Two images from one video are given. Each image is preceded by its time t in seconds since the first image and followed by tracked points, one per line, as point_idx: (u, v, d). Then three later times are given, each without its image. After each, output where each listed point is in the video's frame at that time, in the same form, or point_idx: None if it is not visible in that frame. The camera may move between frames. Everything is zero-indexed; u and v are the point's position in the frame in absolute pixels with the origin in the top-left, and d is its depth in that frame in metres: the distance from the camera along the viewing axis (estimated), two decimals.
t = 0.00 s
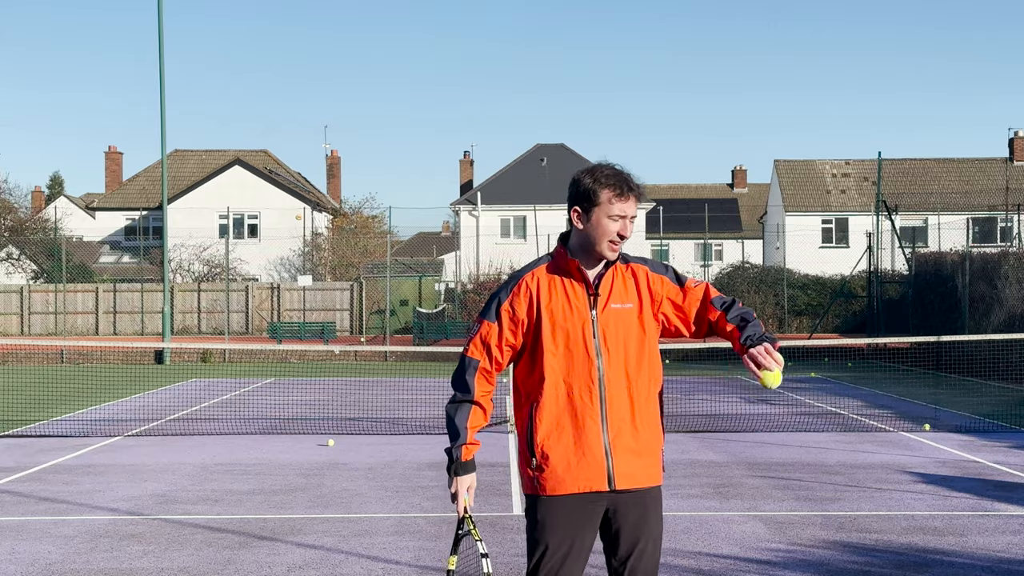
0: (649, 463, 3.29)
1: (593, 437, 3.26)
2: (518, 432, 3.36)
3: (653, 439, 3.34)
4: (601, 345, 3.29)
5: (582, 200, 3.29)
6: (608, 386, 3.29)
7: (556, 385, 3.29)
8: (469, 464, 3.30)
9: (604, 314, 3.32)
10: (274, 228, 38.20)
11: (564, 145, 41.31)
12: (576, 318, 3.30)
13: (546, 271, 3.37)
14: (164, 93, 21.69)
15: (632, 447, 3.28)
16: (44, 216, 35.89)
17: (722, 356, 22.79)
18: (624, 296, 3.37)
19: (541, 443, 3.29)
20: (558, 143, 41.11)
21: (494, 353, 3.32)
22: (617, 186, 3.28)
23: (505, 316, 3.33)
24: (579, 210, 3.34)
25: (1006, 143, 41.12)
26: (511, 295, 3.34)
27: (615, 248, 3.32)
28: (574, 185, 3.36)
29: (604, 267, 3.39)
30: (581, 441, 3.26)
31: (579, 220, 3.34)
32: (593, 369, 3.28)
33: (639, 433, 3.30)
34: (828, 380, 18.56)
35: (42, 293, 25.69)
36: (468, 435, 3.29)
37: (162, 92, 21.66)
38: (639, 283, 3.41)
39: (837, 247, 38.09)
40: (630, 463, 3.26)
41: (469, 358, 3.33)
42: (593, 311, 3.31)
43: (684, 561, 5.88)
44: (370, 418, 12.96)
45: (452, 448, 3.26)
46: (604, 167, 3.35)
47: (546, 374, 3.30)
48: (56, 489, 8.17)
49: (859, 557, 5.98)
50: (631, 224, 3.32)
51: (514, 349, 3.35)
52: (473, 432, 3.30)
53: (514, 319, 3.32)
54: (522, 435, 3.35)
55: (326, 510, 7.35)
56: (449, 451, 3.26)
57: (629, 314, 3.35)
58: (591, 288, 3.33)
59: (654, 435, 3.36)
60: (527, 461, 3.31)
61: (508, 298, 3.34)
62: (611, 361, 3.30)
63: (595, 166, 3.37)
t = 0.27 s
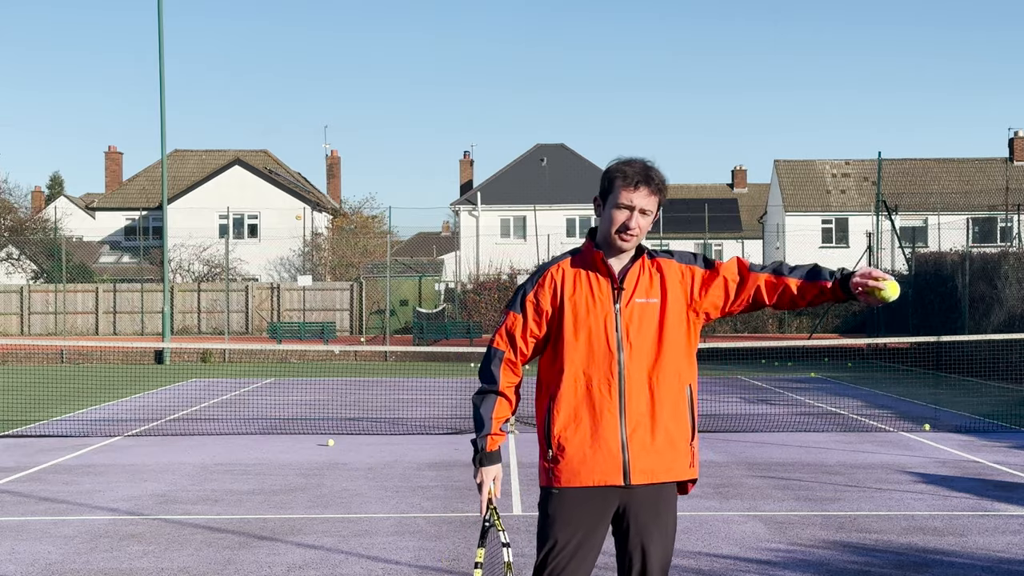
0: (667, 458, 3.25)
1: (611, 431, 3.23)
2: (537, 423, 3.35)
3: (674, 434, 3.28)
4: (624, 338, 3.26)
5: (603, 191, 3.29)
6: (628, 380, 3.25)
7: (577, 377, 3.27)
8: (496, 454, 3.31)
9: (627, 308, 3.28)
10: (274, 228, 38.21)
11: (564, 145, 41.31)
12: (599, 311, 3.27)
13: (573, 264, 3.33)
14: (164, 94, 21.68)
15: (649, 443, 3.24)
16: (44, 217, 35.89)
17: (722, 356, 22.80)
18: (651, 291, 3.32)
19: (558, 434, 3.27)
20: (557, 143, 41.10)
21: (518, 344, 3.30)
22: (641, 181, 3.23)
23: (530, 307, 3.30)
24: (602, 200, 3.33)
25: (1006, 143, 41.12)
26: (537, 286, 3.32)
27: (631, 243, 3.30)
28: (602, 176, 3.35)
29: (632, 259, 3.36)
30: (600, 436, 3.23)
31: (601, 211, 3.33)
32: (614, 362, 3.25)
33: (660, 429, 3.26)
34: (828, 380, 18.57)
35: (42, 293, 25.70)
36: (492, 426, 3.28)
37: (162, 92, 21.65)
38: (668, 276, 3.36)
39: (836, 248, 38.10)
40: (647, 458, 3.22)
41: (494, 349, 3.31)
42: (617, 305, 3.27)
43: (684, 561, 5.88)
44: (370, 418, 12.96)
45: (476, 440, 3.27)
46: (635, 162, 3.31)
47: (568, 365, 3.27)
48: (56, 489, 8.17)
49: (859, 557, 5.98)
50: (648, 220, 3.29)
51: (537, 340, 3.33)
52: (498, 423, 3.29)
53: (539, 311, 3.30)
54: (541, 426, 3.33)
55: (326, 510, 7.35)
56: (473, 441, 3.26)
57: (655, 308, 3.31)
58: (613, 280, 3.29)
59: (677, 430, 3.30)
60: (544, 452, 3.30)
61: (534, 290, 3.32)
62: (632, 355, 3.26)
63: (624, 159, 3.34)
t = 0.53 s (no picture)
0: (677, 457, 3.22)
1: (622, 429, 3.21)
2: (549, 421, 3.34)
3: (685, 433, 3.25)
4: (636, 336, 3.25)
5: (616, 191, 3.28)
6: (640, 378, 3.23)
7: (589, 375, 3.26)
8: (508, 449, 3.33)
9: (640, 306, 3.27)
10: (274, 228, 38.21)
11: (564, 145, 41.30)
12: (611, 309, 3.27)
13: (587, 263, 3.34)
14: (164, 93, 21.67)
15: (659, 441, 3.21)
16: (44, 217, 35.89)
17: (722, 356, 22.80)
18: (664, 290, 3.31)
19: (568, 432, 3.26)
20: (557, 143, 41.10)
21: (531, 342, 3.32)
22: (653, 181, 3.23)
23: (543, 305, 3.32)
24: (615, 200, 3.32)
25: (1005, 143, 41.12)
26: (551, 285, 3.33)
27: (644, 244, 3.27)
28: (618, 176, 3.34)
29: (648, 257, 3.36)
30: (610, 434, 3.21)
31: (615, 211, 3.33)
32: (625, 360, 3.23)
33: (671, 429, 3.24)
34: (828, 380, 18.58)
35: (42, 293, 25.71)
36: (503, 423, 3.30)
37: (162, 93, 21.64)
38: (684, 275, 3.34)
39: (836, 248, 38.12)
40: (657, 457, 3.20)
41: (508, 346, 3.33)
42: (629, 303, 3.26)
43: (684, 561, 5.88)
44: (370, 418, 12.96)
45: (488, 435, 3.29)
46: (646, 161, 3.30)
47: (579, 363, 3.27)
48: (56, 489, 8.17)
49: (859, 557, 5.98)
50: (662, 221, 3.28)
51: (550, 338, 3.34)
52: (510, 419, 3.31)
53: (552, 309, 3.31)
54: (552, 424, 3.33)
55: (326, 510, 7.35)
56: (484, 437, 3.29)
57: (670, 305, 3.29)
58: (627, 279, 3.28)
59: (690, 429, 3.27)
60: (555, 449, 3.29)
61: (547, 288, 3.33)
62: (645, 353, 3.25)
63: (638, 159, 3.33)
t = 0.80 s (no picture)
0: (681, 459, 3.22)
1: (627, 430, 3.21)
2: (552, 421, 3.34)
3: (688, 435, 3.26)
4: (642, 338, 3.24)
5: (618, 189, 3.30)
6: (643, 379, 3.23)
7: (593, 376, 3.26)
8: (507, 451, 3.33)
9: (644, 306, 3.27)
10: (274, 228, 38.22)
11: (564, 144, 41.30)
12: (615, 310, 3.26)
13: (590, 263, 3.34)
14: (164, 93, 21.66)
15: (662, 442, 3.21)
16: (44, 217, 35.88)
17: (722, 356, 22.80)
18: (668, 291, 3.31)
19: (572, 432, 3.26)
20: (557, 143, 41.09)
21: (534, 344, 3.32)
22: (652, 179, 3.24)
23: (546, 306, 3.32)
24: (616, 200, 3.33)
25: (1006, 143, 41.13)
26: (554, 285, 3.33)
27: (646, 242, 3.29)
28: (619, 176, 3.36)
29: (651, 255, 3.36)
30: (615, 434, 3.21)
31: (616, 211, 3.34)
32: (631, 361, 3.23)
33: (676, 430, 3.24)
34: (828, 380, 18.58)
35: (42, 293, 25.71)
36: (502, 425, 3.30)
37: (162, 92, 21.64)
38: (688, 277, 3.34)
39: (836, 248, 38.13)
40: (660, 458, 3.20)
41: (511, 347, 3.33)
42: (633, 304, 3.26)
43: (684, 562, 5.88)
44: (370, 418, 12.95)
45: (487, 436, 3.29)
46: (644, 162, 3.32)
47: (585, 364, 3.27)
48: (56, 489, 8.17)
49: (859, 557, 5.98)
50: (664, 218, 3.29)
51: (554, 340, 3.34)
52: (509, 419, 3.31)
53: (555, 310, 3.31)
54: (555, 424, 3.33)
55: (326, 510, 7.35)
56: (483, 438, 3.29)
57: (673, 307, 3.29)
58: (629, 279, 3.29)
59: (693, 429, 3.27)
60: (558, 450, 3.29)
61: (550, 289, 3.33)
62: (649, 354, 3.25)
63: (639, 159, 3.34)
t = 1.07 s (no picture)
0: (669, 459, 3.21)
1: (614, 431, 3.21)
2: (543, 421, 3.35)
3: (678, 435, 3.25)
4: (631, 339, 3.25)
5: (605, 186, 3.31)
6: (632, 379, 3.23)
7: (582, 376, 3.27)
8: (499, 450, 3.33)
9: (633, 306, 3.27)
10: (274, 228, 38.21)
11: (563, 144, 41.28)
12: (604, 309, 3.27)
13: (581, 265, 3.35)
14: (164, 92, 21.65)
15: (651, 442, 3.21)
16: (44, 217, 35.88)
17: (723, 356, 22.79)
18: (658, 291, 3.31)
19: (561, 431, 3.27)
20: (557, 143, 41.08)
21: (525, 344, 3.32)
22: (639, 174, 3.26)
23: (537, 307, 3.34)
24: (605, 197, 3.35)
25: (1006, 143, 41.13)
26: (545, 286, 3.35)
27: (635, 238, 3.30)
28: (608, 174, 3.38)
29: (642, 250, 3.37)
30: (603, 434, 3.22)
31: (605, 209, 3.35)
32: (619, 361, 3.24)
33: (665, 430, 3.23)
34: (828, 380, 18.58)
35: (42, 293, 25.72)
36: (493, 424, 3.31)
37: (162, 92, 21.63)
38: (681, 276, 3.33)
39: (836, 247, 38.13)
40: (649, 458, 3.19)
41: (505, 346, 3.36)
42: (622, 303, 3.27)
43: (684, 562, 5.88)
44: (370, 418, 12.95)
45: (479, 435, 3.30)
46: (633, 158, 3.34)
47: (573, 363, 3.28)
48: (56, 489, 8.17)
49: (859, 557, 5.99)
50: (653, 212, 3.29)
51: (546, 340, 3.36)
52: (500, 418, 3.32)
53: (546, 311, 3.33)
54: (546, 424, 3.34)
55: (326, 510, 7.35)
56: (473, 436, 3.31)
57: (664, 306, 3.29)
58: (619, 277, 3.29)
59: (682, 430, 3.26)
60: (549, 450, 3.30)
61: (542, 289, 3.35)
62: (637, 353, 3.25)
63: (627, 155, 3.36)
